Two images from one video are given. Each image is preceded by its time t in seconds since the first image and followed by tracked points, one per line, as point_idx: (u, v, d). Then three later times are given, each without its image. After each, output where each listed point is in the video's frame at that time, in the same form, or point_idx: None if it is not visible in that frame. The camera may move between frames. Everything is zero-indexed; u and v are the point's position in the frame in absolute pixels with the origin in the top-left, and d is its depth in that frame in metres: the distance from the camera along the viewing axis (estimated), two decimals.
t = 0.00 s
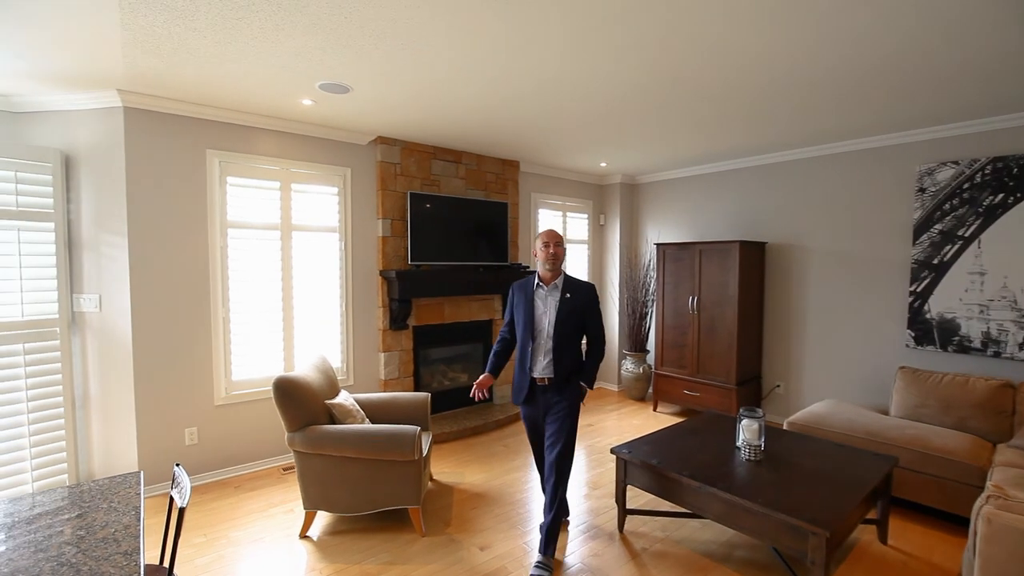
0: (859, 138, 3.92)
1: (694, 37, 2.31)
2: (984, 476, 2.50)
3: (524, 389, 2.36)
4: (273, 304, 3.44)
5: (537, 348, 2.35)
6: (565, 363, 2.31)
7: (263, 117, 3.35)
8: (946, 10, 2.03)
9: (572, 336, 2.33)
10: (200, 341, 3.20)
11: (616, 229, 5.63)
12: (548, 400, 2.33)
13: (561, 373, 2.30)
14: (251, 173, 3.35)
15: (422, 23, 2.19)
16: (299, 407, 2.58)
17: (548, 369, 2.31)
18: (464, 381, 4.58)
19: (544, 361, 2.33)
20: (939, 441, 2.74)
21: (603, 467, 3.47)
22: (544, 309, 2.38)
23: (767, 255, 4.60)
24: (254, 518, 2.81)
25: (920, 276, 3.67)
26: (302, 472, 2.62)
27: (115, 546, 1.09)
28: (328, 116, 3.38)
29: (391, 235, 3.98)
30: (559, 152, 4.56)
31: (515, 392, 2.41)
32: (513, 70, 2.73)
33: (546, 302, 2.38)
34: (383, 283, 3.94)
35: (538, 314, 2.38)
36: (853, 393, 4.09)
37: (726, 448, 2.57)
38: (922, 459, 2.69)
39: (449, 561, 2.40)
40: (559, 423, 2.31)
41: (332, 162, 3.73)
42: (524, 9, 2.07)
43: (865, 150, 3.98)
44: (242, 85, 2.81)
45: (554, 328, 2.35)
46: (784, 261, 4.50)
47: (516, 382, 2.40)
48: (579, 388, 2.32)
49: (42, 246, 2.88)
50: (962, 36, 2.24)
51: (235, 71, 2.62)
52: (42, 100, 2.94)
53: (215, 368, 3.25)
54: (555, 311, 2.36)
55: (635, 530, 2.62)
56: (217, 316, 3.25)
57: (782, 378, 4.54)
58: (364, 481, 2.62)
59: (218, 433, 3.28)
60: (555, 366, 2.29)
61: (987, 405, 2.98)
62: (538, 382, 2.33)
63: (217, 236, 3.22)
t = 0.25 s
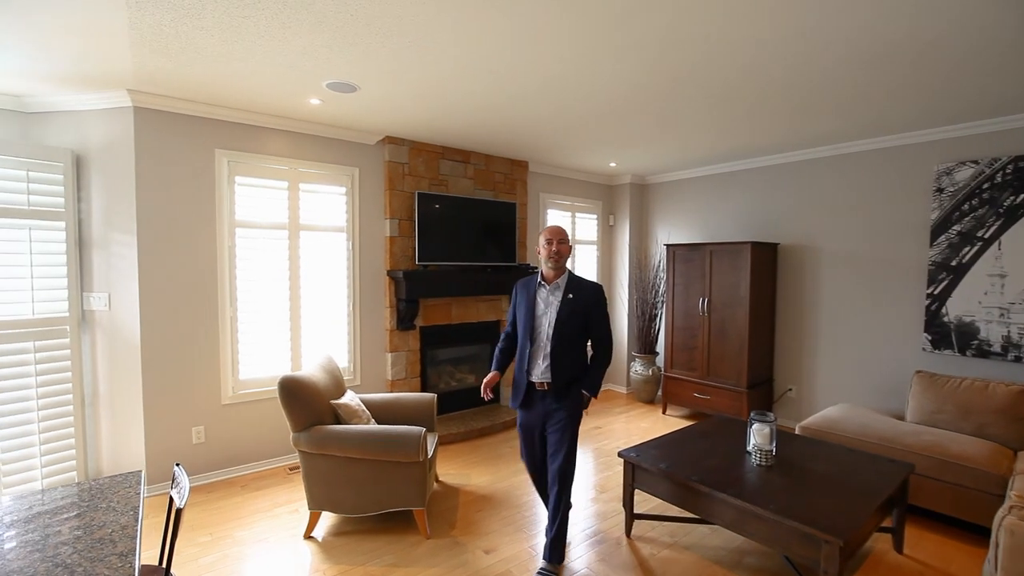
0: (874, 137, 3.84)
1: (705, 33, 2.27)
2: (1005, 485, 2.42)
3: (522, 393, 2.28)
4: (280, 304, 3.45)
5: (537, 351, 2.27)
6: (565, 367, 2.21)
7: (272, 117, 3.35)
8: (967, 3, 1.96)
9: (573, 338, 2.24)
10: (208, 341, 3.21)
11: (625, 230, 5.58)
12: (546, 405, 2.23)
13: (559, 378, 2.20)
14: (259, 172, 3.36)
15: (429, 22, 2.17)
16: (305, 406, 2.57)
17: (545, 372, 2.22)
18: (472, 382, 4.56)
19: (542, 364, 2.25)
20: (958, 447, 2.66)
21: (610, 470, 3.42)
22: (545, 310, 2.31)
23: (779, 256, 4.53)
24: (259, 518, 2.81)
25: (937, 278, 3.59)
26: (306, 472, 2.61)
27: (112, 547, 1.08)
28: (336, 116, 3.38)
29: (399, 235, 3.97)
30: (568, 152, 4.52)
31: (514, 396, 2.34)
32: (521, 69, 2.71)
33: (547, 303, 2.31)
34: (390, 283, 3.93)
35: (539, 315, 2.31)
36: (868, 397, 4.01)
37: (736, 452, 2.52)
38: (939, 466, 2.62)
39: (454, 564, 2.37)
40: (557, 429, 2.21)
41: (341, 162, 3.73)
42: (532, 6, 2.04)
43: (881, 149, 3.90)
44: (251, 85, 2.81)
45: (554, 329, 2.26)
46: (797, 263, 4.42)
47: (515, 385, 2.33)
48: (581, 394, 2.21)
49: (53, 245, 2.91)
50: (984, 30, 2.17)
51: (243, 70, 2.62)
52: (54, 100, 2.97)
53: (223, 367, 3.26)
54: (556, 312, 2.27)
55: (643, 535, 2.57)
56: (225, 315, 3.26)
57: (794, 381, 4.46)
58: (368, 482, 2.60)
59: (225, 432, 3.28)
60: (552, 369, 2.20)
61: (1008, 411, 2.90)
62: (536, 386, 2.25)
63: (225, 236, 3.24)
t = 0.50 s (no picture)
0: (887, 136, 3.76)
1: (713, 29, 2.22)
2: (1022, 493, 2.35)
3: (520, 401, 2.17)
4: (284, 304, 3.43)
5: (534, 355, 2.16)
6: (564, 373, 2.10)
7: (277, 116, 3.35)
8: None
9: (573, 343, 2.13)
10: (211, 341, 3.20)
11: (632, 230, 5.53)
12: (544, 413, 2.12)
13: (558, 385, 2.09)
14: (263, 172, 3.35)
15: (432, 19, 2.15)
16: (306, 407, 2.55)
17: (543, 379, 2.11)
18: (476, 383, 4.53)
19: (540, 370, 2.14)
20: (973, 454, 2.59)
21: (615, 473, 3.38)
22: (542, 312, 2.20)
23: (788, 258, 4.46)
24: (261, 519, 2.79)
25: (951, 280, 3.51)
26: (307, 474, 2.59)
27: (100, 551, 1.06)
28: (340, 115, 3.36)
29: (403, 235, 3.94)
30: (574, 152, 4.48)
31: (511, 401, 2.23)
32: (525, 67, 2.67)
33: (546, 305, 2.20)
34: (394, 283, 3.91)
35: (536, 318, 2.20)
36: (879, 401, 3.93)
37: (744, 457, 2.47)
38: (953, 473, 2.55)
39: (455, 567, 2.34)
40: (556, 438, 2.10)
41: (345, 161, 3.72)
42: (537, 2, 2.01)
43: (894, 148, 3.83)
44: (254, 83, 2.80)
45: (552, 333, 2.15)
46: (807, 264, 4.35)
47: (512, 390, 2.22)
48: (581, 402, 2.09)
49: (57, 245, 2.91)
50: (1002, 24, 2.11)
51: (246, 69, 2.60)
52: (60, 100, 2.98)
53: (225, 367, 3.25)
54: (554, 315, 2.16)
55: (648, 540, 2.53)
56: (228, 315, 3.25)
57: (803, 384, 4.39)
58: (369, 484, 2.58)
59: (228, 432, 3.27)
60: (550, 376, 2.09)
61: None
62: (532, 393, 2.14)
63: (229, 235, 3.23)
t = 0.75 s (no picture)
0: (898, 134, 3.69)
1: (720, 26, 2.17)
2: None
3: (516, 408, 2.06)
4: (285, 304, 3.41)
5: (531, 360, 2.07)
6: (564, 379, 2.02)
7: (278, 114, 3.32)
8: None
9: (571, 346, 2.05)
10: (211, 340, 3.18)
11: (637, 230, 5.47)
12: (543, 422, 2.03)
13: (559, 392, 2.01)
14: (265, 170, 3.33)
15: (433, 15, 2.11)
16: (305, 408, 2.52)
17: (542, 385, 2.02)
18: (479, 384, 4.49)
19: (538, 376, 2.05)
20: (986, 460, 2.53)
21: (619, 476, 3.33)
22: (539, 314, 2.10)
23: (795, 258, 4.39)
24: (260, 520, 2.77)
25: (964, 281, 3.44)
26: (307, 475, 2.56)
27: (85, 559, 1.03)
28: (342, 112, 3.33)
29: (405, 234, 3.91)
30: (579, 150, 4.44)
31: (506, 410, 2.11)
32: (529, 65, 2.62)
33: (542, 307, 2.11)
34: (396, 283, 3.87)
35: (532, 321, 2.11)
36: (888, 405, 3.86)
37: (750, 461, 2.41)
38: (966, 479, 2.48)
39: (455, 572, 2.30)
40: (555, 447, 2.02)
41: (346, 160, 3.69)
42: None
43: (905, 147, 3.75)
44: (254, 81, 2.77)
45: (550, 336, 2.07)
46: (814, 264, 4.28)
47: (507, 399, 2.11)
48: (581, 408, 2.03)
49: (57, 243, 2.90)
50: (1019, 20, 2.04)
51: (245, 66, 2.57)
52: (61, 98, 2.96)
53: (226, 367, 3.23)
54: (551, 318, 2.07)
55: (652, 545, 2.48)
56: (229, 315, 3.22)
57: (811, 387, 4.32)
58: (369, 486, 2.54)
59: (228, 433, 3.25)
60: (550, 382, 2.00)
61: None
62: (531, 401, 2.04)
63: (230, 234, 3.20)
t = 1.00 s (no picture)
0: (910, 132, 3.63)
1: (729, 21, 2.13)
2: None
3: (511, 419, 1.82)
4: (288, 303, 3.40)
5: (528, 364, 1.84)
6: (562, 385, 1.83)
7: (282, 113, 3.31)
8: None
9: (568, 349, 1.86)
10: (214, 339, 3.17)
11: (643, 230, 5.42)
12: (539, 432, 1.82)
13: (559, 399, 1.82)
14: (269, 169, 3.32)
15: (436, 11, 2.08)
16: (307, 407, 2.50)
17: (542, 392, 1.81)
18: (483, 384, 4.46)
19: (535, 381, 1.82)
20: (1001, 465, 2.46)
21: (624, 478, 3.29)
22: (534, 314, 1.86)
23: (804, 258, 4.32)
24: (263, 520, 2.75)
25: (978, 282, 3.36)
26: (308, 475, 2.54)
27: (76, 562, 1.01)
28: (346, 110, 3.31)
29: (409, 233, 3.89)
30: (584, 149, 4.39)
31: (495, 422, 1.85)
32: (534, 61, 2.59)
33: (536, 305, 1.87)
34: (400, 282, 3.85)
35: (527, 321, 1.87)
36: (899, 407, 3.80)
37: (759, 464, 2.37)
38: (980, 485, 2.42)
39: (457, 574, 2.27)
40: (551, 458, 1.83)
41: (350, 159, 3.67)
42: None
43: (917, 145, 3.68)
44: (257, 78, 2.75)
45: (548, 337, 1.85)
46: (824, 265, 4.21)
47: (497, 409, 1.85)
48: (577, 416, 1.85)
49: (62, 242, 2.90)
50: None
51: (248, 63, 2.56)
52: (65, 96, 2.96)
53: (229, 366, 3.22)
54: (549, 317, 1.86)
55: (657, 550, 2.44)
56: (232, 314, 3.22)
57: (820, 389, 4.25)
58: (371, 487, 2.52)
59: (231, 432, 3.24)
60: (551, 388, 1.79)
61: None
62: (528, 409, 1.82)
63: (234, 233, 3.20)
